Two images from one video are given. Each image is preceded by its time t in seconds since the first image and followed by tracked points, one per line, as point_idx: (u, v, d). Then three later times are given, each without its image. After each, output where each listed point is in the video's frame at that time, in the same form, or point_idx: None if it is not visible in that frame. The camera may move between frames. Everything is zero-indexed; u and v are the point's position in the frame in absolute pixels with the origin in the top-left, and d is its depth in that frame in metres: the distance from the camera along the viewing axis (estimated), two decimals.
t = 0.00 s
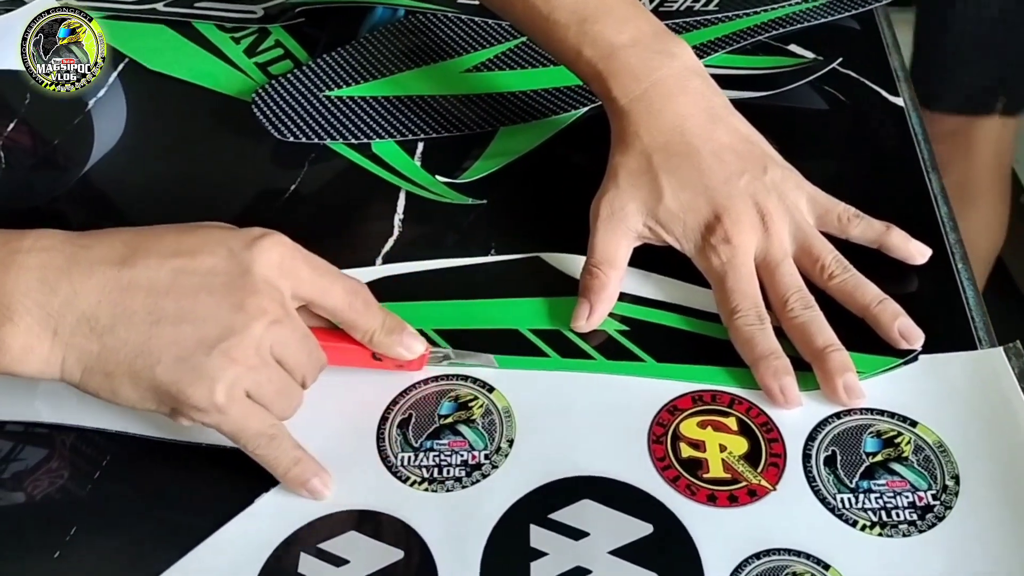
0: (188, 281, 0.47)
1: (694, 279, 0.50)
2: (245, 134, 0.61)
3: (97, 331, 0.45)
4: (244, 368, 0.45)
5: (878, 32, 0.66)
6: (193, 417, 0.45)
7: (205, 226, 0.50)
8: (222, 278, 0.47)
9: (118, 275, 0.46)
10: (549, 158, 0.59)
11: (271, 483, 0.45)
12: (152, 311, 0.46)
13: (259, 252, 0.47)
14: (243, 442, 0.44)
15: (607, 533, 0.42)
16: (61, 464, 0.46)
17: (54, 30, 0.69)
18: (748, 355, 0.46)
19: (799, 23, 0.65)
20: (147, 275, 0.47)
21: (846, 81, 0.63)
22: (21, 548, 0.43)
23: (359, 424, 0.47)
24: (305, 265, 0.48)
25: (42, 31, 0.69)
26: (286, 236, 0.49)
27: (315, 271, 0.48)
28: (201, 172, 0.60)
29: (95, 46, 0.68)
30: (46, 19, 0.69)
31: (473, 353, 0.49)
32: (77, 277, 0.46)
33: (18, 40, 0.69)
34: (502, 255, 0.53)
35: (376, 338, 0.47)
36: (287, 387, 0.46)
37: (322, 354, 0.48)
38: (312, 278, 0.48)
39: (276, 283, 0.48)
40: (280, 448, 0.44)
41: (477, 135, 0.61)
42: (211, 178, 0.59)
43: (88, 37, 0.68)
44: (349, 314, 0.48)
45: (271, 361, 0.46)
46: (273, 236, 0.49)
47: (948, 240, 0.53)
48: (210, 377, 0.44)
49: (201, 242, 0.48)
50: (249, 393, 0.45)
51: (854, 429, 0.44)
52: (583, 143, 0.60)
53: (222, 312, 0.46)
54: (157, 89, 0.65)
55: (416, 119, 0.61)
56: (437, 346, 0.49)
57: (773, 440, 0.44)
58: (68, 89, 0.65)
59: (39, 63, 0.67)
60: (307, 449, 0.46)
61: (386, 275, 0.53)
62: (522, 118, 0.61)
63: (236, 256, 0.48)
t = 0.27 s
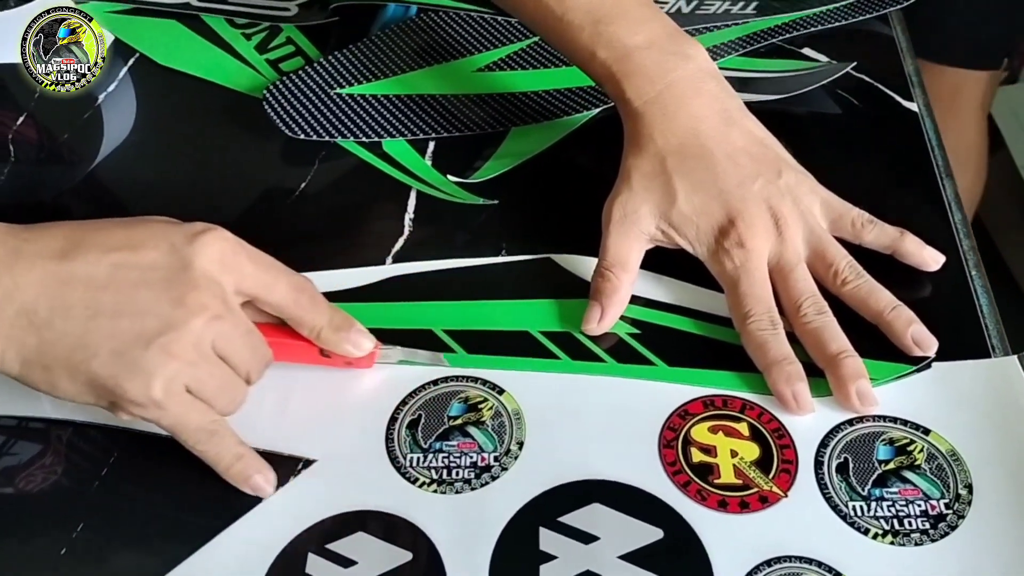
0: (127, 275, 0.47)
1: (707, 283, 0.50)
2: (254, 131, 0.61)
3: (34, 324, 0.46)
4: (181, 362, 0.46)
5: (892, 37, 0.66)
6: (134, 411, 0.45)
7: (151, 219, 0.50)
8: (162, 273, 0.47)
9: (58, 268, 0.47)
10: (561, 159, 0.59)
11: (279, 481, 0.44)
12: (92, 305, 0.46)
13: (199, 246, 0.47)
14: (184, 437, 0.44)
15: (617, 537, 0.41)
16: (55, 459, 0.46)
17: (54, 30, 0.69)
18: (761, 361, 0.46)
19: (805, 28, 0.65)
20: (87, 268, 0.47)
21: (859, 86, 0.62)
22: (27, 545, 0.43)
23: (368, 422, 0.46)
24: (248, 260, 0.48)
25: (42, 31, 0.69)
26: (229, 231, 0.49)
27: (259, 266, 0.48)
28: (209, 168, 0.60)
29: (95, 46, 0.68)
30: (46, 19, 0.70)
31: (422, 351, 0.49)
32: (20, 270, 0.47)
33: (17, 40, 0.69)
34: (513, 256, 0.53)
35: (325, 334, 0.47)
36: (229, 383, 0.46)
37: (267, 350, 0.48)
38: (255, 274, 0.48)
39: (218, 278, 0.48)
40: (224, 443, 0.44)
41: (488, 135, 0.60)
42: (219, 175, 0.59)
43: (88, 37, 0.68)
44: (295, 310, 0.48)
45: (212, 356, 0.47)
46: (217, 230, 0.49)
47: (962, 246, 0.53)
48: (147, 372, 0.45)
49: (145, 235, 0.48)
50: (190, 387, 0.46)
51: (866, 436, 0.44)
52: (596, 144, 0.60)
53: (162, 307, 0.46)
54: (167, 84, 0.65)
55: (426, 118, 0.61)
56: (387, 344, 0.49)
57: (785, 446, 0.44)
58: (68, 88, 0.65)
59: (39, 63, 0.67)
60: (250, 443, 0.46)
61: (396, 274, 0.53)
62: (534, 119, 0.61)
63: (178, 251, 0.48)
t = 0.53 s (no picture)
0: (71, 271, 0.49)
1: (717, 287, 0.50)
2: (264, 131, 0.61)
3: None
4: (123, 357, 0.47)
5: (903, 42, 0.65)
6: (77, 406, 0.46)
7: (99, 217, 0.52)
8: (106, 270, 0.49)
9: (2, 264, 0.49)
10: (571, 162, 0.59)
11: (288, 482, 0.44)
12: (39, 301, 0.48)
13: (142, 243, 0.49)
14: (128, 431, 0.45)
15: (627, 542, 0.41)
16: (50, 456, 0.46)
17: (54, 29, 0.69)
18: (772, 366, 0.46)
19: (818, 32, 0.64)
20: (31, 264, 0.49)
21: (871, 91, 0.62)
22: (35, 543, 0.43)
23: (378, 423, 0.46)
24: (193, 258, 0.49)
25: (43, 33, 0.69)
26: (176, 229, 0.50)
27: (205, 264, 0.49)
28: (218, 168, 0.59)
29: (95, 46, 0.68)
30: (47, 19, 0.70)
31: (375, 349, 0.49)
32: None
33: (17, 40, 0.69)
34: (523, 258, 0.53)
35: (273, 331, 0.48)
36: (172, 377, 0.47)
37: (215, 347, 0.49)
38: (201, 271, 0.49)
39: (161, 275, 0.49)
40: (169, 438, 0.45)
41: (498, 137, 0.60)
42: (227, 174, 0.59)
43: (88, 37, 0.68)
44: (242, 307, 0.49)
45: (157, 352, 0.48)
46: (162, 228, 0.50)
47: (973, 253, 0.52)
48: (88, 367, 0.46)
49: (90, 232, 0.50)
50: (132, 382, 0.47)
51: (877, 443, 0.44)
52: (607, 147, 0.60)
53: (103, 303, 0.48)
54: (176, 83, 0.65)
55: (435, 120, 0.61)
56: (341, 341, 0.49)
57: (796, 452, 0.44)
58: (68, 87, 0.65)
59: (39, 63, 0.67)
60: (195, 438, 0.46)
61: (407, 275, 0.53)
62: (544, 121, 0.61)
63: (121, 247, 0.49)
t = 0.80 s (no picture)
0: (40, 254, 0.50)
1: (754, 287, 0.50)
2: (298, 125, 0.61)
3: None
4: (88, 340, 0.48)
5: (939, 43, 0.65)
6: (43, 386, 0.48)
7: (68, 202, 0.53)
8: (74, 253, 0.50)
9: None
10: (604, 159, 0.58)
11: (323, 475, 0.44)
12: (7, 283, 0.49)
13: (110, 228, 0.50)
14: (94, 412, 0.47)
15: (663, 540, 0.41)
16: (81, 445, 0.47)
17: (55, 30, 0.66)
18: (810, 367, 0.46)
19: (853, 32, 0.64)
20: None
21: (906, 92, 0.62)
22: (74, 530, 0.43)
23: (413, 417, 0.46)
24: (162, 244, 0.50)
25: (42, 31, 0.66)
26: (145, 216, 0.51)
27: (173, 250, 0.50)
28: (250, 161, 0.60)
29: (95, 46, 0.65)
30: (47, 19, 0.67)
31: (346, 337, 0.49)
32: None
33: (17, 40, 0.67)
34: (557, 255, 0.53)
35: (244, 318, 0.49)
36: (140, 361, 0.48)
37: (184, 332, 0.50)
38: (170, 257, 0.50)
39: (129, 260, 0.50)
40: (138, 421, 0.46)
41: (532, 134, 0.60)
42: (258, 167, 0.59)
43: (88, 37, 0.65)
44: (210, 292, 0.49)
45: (124, 335, 0.49)
46: (131, 213, 0.51)
47: (1011, 256, 0.52)
48: (54, 349, 0.47)
49: (60, 216, 0.51)
50: (100, 366, 0.48)
51: (915, 446, 0.44)
52: (641, 145, 0.59)
53: (70, 287, 0.49)
54: (211, 76, 0.65)
55: (468, 116, 0.61)
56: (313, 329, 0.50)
57: (833, 453, 0.44)
58: (68, 89, 0.64)
59: (38, 63, 0.65)
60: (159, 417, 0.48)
61: (441, 270, 0.53)
62: (578, 118, 0.61)
63: (89, 232, 0.50)
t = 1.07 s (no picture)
0: (52, 228, 0.50)
1: (823, 286, 0.50)
2: (365, 114, 0.62)
3: None
4: (97, 314, 0.49)
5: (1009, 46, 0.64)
6: (52, 358, 0.48)
7: (77, 178, 0.53)
8: (84, 228, 0.50)
9: None
10: (671, 153, 0.58)
11: (393, 459, 0.45)
12: (16, 254, 0.49)
13: (121, 206, 0.50)
14: (104, 383, 0.47)
15: (733, 535, 0.41)
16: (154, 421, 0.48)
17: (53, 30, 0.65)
18: (880, 368, 0.46)
19: (921, 34, 0.64)
20: (9, 220, 0.50)
21: (976, 95, 0.61)
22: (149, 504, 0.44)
23: (481, 405, 0.46)
24: (174, 222, 0.51)
25: (42, 31, 0.64)
26: (156, 193, 0.52)
27: (183, 227, 0.51)
28: (317, 148, 0.60)
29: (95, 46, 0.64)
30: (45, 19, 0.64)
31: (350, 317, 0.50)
32: None
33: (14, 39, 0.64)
34: (623, 250, 0.53)
35: (251, 296, 0.50)
36: (146, 334, 0.49)
37: (191, 308, 0.51)
38: (181, 235, 0.51)
39: (140, 237, 0.51)
40: (143, 393, 0.47)
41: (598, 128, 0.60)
42: (325, 155, 0.60)
43: (88, 37, 0.64)
44: (217, 270, 0.51)
45: (132, 309, 0.50)
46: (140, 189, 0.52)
47: None
48: (64, 322, 0.48)
49: (71, 191, 0.51)
50: (108, 338, 0.49)
51: (987, 449, 0.43)
52: (709, 139, 0.59)
53: (80, 261, 0.49)
54: (279, 65, 0.66)
55: (534, 109, 0.61)
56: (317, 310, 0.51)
57: (904, 454, 0.44)
58: (68, 90, 0.64)
59: (38, 63, 0.64)
60: (163, 388, 0.49)
61: (507, 261, 0.53)
62: (644, 113, 0.60)
63: (101, 209, 0.50)
